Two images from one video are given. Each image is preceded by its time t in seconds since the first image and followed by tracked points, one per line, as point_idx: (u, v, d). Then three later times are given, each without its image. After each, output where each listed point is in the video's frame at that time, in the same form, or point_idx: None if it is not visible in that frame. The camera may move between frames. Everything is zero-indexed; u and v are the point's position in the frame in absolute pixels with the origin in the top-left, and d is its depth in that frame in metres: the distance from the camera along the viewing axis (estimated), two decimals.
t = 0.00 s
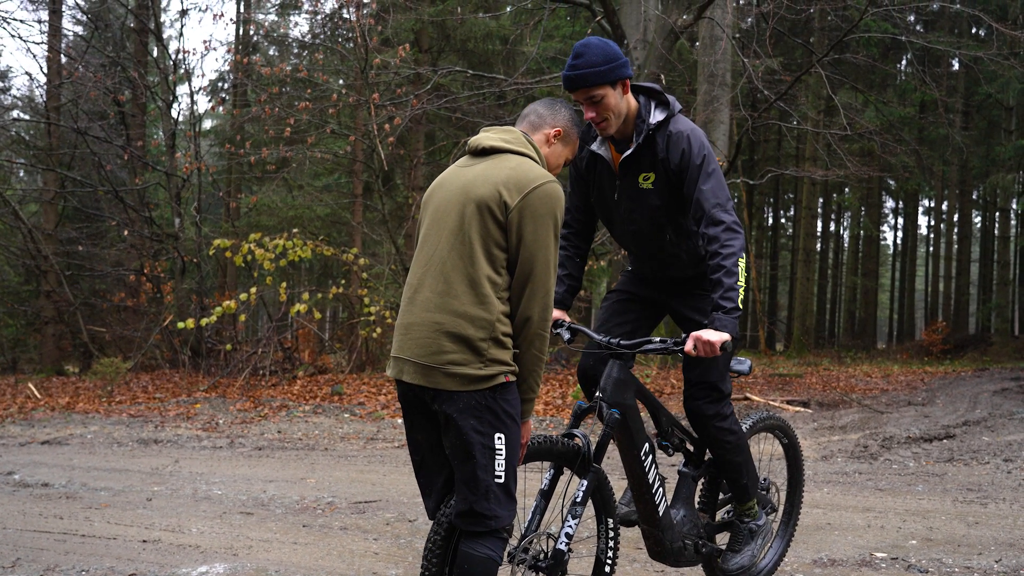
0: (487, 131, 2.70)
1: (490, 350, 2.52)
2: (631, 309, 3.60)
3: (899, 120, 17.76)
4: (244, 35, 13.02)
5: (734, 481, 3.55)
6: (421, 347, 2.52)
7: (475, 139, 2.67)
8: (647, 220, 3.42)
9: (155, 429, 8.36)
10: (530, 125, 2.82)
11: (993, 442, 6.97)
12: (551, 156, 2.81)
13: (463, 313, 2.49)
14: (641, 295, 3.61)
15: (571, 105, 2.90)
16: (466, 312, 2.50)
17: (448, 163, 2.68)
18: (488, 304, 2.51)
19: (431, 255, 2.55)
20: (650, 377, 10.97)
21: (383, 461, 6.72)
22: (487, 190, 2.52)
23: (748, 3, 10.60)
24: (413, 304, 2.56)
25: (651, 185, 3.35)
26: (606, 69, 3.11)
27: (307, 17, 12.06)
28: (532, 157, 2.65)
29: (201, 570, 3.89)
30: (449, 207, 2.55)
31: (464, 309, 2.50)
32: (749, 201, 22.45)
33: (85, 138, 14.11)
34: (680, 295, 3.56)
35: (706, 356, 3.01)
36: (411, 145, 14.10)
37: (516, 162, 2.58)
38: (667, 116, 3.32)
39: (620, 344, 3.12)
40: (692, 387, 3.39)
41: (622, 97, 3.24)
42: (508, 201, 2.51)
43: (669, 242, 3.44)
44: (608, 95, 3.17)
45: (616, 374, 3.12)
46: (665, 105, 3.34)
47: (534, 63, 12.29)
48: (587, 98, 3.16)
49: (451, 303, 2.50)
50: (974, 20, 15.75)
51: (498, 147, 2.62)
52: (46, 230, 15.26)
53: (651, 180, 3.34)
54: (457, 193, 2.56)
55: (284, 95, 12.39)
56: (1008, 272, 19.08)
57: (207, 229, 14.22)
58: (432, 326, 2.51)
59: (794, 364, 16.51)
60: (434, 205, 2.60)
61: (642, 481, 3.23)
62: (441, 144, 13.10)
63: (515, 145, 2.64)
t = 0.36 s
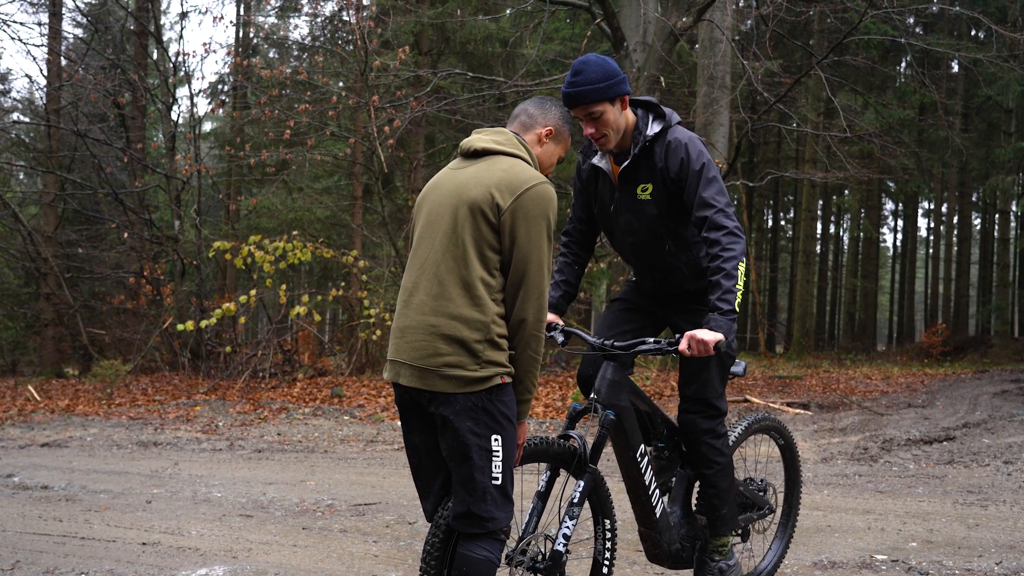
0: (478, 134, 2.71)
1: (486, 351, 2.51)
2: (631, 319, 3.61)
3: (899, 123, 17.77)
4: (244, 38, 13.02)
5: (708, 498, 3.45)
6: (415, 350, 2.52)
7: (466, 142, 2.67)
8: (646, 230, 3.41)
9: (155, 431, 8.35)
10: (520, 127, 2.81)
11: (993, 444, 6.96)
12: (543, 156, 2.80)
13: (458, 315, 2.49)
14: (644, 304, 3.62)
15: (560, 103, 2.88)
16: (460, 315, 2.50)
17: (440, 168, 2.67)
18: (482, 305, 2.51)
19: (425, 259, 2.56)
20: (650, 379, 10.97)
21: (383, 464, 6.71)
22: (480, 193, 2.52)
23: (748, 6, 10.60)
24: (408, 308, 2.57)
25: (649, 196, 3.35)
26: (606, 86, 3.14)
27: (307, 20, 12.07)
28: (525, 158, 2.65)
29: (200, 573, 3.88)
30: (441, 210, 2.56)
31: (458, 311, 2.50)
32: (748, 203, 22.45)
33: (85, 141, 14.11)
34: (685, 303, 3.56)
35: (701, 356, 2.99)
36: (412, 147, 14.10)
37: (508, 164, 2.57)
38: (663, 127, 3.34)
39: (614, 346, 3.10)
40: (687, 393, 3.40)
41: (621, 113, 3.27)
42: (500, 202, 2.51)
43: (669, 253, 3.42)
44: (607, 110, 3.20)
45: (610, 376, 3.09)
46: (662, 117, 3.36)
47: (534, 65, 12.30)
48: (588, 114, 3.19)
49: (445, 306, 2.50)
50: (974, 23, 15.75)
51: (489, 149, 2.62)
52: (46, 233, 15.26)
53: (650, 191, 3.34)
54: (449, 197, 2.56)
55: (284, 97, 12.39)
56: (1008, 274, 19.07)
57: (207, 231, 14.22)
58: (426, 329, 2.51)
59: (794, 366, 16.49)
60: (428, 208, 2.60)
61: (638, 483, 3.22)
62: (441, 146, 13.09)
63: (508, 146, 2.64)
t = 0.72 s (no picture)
0: (470, 134, 2.70)
1: (484, 353, 2.51)
2: (653, 320, 3.62)
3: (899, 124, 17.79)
4: (244, 40, 13.01)
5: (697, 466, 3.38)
6: (413, 353, 2.52)
7: (458, 142, 2.66)
8: (649, 226, 3.42)
9: (154, 433, 8.34)
10: (511, 123, 2.79)
11: (993, 446, 6.96)
12: (536, 153, 2.79)
13: (455, 317, 2.49)
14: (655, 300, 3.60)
15: (551, 98, 2.86)
16: (457, 317, 2.49)
17: (434, 169, 2.67)
18: (479, 307, 2.50)
19: (421, 262, 2.56)
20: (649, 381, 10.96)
21: (383, 465, 6.71)
22: (473, 193, 2.51)
23: (747, 8, 10.61)
24: (406, 310, 2.57)
25: (652, 191, 3.36)
26: (601, 80, 3.16)
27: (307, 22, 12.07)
28: (517, 157, 2.64)
29: None
30: (435, 212, 2.55)
31: (455, 313, 2.50)
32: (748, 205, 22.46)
33: (85, 143, 14.12)
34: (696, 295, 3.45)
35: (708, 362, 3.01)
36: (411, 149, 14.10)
37: (500, 163, 2.57)
38: (662, 123, 3.32)
39: (621, 349, 3.06)
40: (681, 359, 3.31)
41: (617, 107, 3.26)
42: (493, 201, 2.50)
43: (674, 246, 3.43)
44: (602, 105, 3.20)
45: (617, 380, 3.09)
46: (659, 110, 3.34)
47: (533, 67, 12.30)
48: (583, 109, 3.20)
49: (442, 308, 2.50)
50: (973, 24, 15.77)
51: (481, 149, 2.61)
52: (45, 235, 15.26)
53: (652, 187, 3.35)
54: (443, 197, 2.55)
55: (284, 99, 12.41)
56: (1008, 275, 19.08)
57: (206, 233, 14.22)
58: (424, 332, 2.51)
59: (794, 367, 16.49)
60: (422, 210, 2.60)
61: (643, 486, 3.23)
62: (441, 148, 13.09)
63: (499, 145, 2.63)
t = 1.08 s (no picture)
0: (463, 132, 2.69)
1: (481, 354, 2.51)
2: (656, 322, 3.64)
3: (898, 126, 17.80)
4: (244, 41, 13.00)
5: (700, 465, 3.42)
6: (410, 355, 2.52)
7: (452, 141, 2.65)
8: (649, 224, 3.44)
9: (154, 434, 8.34)
10: (504, 119, 2.78)
11: (993, 447, 6.95)
12: (530, 148, 2.78)
13: (451, 319, 2.49)
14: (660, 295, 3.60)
15: (546, 91, 2.84)
16: (454, 319, 2.49)
17: (428, 170, 2.67)
18: (476, 310, 2.50)
19: (417, 264, 2.56)
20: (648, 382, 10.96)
21: (383, 467, 6.71)
22: (467, 194, 2.51)
23: (746, 9, 10.62)
24: (402, 312, 2.57)
25: (652, 190, 3.37)
26: (599, 83, 3.16)
27: (307, 24, 12.09)
28: (512, 156, 2.64)
29: None
30: (430, 215, 2.55)
31: (451, 315, 2.50)
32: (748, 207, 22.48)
33: (85, 144, 14.12)
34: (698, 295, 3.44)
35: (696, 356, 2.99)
36: (411, 150, 14.10)
37: (495, 164, 2.56)
38: (660, 122, 3.33)
39: (609, 347, 3.07)
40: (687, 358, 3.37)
41: (616, 108, 3.27)
42: (488, 202, 2.50)
43: (674, 243, 3.43)
44: (602, 108, 3.20)
45: (608, 378, 3.09)
46: (657, 109, 3.35)
47: (533, 68, 12.31)
48: (582, 112, 3.20)
49: (438, 310, 2.50)
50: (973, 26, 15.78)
51: (476, 149, 2.60)
52: (45, 236, 15.25)
53: (652, 185, 3.36)
54: (437, 200, 2.55)
55: (284, 101, 12.44)
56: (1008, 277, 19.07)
57: (206, 234, 14.23)
58: (421, 334, 2.51)
59: (793, 369, 16.49)
60: (417, 213, 2.60)
61: (636, 485, 3.23)
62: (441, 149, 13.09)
63: (493, 144, 2.63)
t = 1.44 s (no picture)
0: (457, 133, 2.68)
1: (479, 355, 2.51)
2: (662, 321, 3.66)
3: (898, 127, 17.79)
4: (244, 42, 12.99)
5: (707, 462, 3.47)
6: (407, 357, 2.52)
7: (446, 143, 2.65)
8: (648, 220, 3.45)
9: (153, 436, 8.33)
10: (497, 120, 2.78)
11: (993, 449, 6.94)
12: (524, 149, 2.78)
13: (448, 320, 2.49)
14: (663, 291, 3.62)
15: (540, 93, 2.84)
16: (450, 321, 2.49)
17: (423, 173, 2.67)
18: (473, 310, 2.51)
19: (413, 266, 2.56)
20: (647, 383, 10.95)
21: (382, 468, 6.70)
22: (463, 197, 2.51)
23: (746, 11, 10.62)
24: (398, 315, 2.57)
25: (648, 184, 3.37)
26: (595, 80, 3.16)
27: (307, 25, 12.10)
28: (506, 157, 2.64)
29: None
30: (426, 217, 2.55)
31: (448, 317, 2.50)
32: (747, 208, 22.48)
33: (85, 145, 14.13)
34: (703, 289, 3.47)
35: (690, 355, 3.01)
36: (411, 151, 14.09)
37: (490, 166, 2.55)
38: (655, 117, 3.34)
39: (603, 348, 3.07)
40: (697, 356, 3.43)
41: (610, 105, 3.27)
42: (484, 204, 2.49)
43: (673, 237, 3.44)
44: (597, 104, 3.21)
45: (601, 379, 3.11)
46: (652, 106, 3.37)
47: (533, 69, 12.30)
48: (578, 109, 3.20)
49: (434, 312, 2.50)
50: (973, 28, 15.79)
51: (469, 150, 2.60)
52: (45, 237, 15.23)
53: (648, 180, 3.36)
54: (434, 203, 2.55)
55: (284, 102, 12.47)
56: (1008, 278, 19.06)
57: (206, 235, 14.23)
58: (418, 336, 2.51)
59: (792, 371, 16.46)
60: (413, 216, 2.60)
61: (632, 485, 3.22)
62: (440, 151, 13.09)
63: (488, 146, 2.63)
